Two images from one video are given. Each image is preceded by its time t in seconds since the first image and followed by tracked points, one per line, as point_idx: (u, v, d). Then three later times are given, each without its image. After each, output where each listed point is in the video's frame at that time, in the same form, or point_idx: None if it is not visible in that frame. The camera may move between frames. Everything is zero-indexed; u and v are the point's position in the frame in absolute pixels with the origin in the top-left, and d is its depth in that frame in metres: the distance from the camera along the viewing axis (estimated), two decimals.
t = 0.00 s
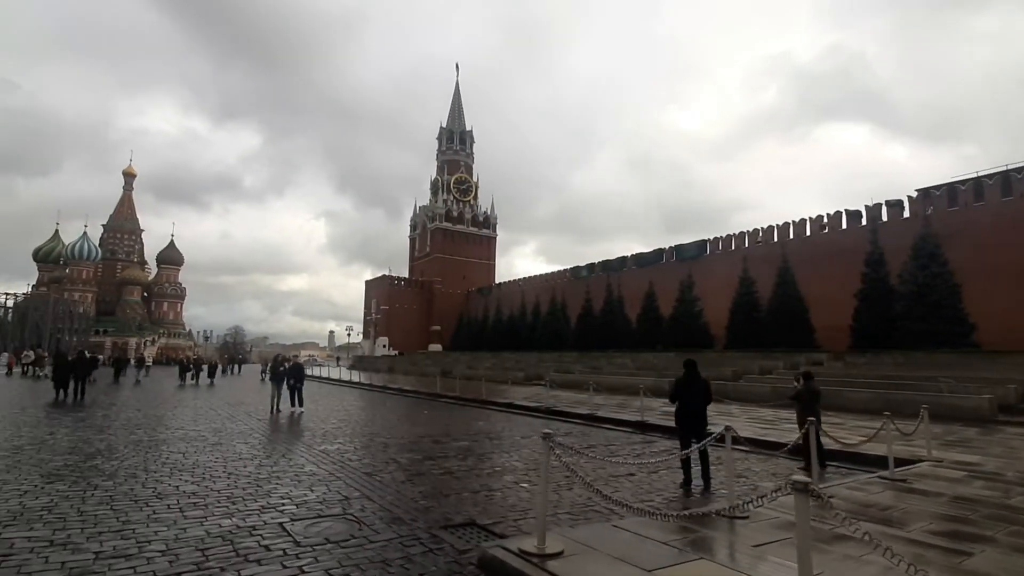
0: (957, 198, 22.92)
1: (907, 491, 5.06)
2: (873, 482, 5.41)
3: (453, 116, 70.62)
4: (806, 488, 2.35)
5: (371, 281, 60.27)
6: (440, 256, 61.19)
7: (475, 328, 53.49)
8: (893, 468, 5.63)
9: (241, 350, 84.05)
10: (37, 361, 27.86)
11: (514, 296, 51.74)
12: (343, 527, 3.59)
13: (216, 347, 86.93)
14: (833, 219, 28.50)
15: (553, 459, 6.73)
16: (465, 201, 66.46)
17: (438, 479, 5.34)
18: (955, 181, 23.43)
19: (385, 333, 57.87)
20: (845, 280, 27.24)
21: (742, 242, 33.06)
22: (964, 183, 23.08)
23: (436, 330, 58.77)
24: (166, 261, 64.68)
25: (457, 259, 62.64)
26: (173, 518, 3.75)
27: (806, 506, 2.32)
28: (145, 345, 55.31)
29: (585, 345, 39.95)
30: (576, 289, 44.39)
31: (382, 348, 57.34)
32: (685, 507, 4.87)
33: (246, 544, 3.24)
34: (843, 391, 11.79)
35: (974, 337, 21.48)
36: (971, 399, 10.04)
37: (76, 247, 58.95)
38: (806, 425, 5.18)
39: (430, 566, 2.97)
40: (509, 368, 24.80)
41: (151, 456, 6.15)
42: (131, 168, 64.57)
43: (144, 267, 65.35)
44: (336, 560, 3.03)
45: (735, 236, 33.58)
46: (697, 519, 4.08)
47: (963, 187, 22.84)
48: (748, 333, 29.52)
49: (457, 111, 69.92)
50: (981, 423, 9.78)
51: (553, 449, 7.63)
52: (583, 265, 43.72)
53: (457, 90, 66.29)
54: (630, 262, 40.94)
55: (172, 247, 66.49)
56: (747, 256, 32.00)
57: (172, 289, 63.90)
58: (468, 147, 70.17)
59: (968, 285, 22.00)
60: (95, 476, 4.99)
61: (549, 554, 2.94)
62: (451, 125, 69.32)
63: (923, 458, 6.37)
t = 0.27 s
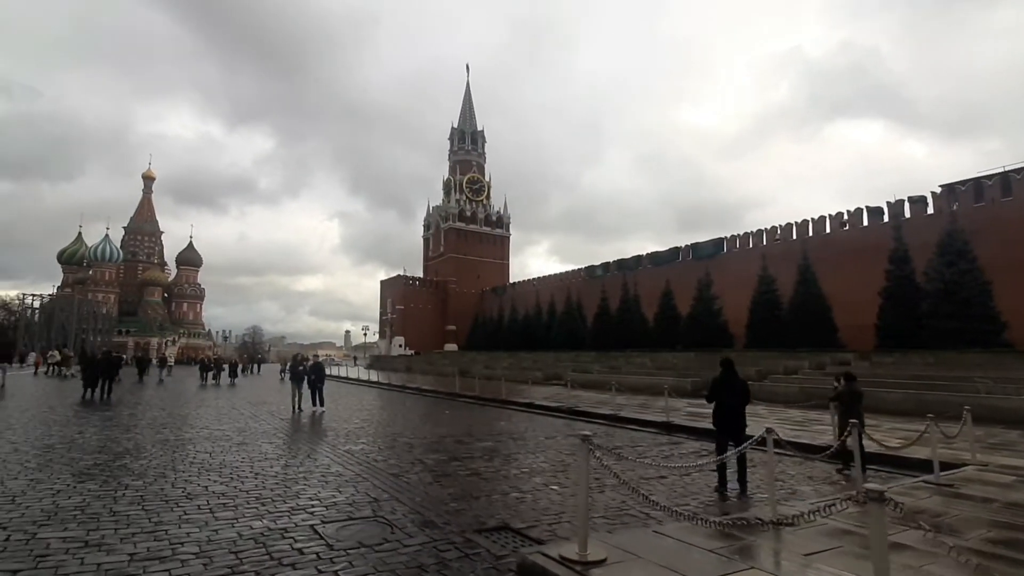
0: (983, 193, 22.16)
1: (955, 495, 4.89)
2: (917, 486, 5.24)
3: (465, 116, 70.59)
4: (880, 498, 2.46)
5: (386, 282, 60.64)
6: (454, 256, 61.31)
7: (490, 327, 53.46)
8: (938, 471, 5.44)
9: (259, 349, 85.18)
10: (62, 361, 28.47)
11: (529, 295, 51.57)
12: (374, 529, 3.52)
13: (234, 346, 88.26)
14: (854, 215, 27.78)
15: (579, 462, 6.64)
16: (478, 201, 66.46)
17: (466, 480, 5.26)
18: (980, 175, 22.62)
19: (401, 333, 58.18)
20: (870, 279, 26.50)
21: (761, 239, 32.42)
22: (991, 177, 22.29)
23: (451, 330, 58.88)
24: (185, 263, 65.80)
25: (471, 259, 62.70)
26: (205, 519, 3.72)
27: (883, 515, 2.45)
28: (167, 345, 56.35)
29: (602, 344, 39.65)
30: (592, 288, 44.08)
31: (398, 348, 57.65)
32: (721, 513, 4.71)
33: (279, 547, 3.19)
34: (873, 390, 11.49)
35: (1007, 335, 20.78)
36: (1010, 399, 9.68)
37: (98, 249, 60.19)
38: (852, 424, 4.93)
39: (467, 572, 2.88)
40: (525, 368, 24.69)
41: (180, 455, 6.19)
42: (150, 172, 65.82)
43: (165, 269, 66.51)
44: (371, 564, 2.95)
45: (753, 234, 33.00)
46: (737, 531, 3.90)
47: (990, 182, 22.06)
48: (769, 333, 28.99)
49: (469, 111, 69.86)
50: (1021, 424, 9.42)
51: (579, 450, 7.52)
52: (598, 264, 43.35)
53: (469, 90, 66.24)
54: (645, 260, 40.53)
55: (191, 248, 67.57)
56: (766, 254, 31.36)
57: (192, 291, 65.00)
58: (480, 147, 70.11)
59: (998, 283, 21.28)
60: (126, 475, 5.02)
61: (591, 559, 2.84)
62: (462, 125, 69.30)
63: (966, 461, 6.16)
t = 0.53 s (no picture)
0: (1014, 188, 21.62)
1: (1002, 500, 4.72)
2: (960, 491, 5.07)
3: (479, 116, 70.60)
4: (966, 513, 2.43)
5: (401, 281, 60.97)
6: (469, 256, 61.39)
7: (505, 327, 53.39)
8: (983, 475, 5.25)
9: (276, 349, 86.23)
10: (87, 361, 29.07)
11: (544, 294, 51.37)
12: (407, 532, 3.45)
13: (252, 346, 89.50)
14: (878, 212, 27.20)
15: (605, 463, 6.53)
16: (492, 201, 66.44)
17: (494, 482, 5.19)
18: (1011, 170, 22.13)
19: (416, 333, 58.43)
20: (896, 276, 25.97)
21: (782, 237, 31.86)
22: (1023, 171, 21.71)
23: (466, 330, 58.94)
24: (204, 264, 66.86)
25: (486, 259, 62.72)
26: (235, 522, 3.70)
27: (969, 531, 2.42)
28: (187, 345, 57.32)
29: (618, 344, 39.33)
30: (608, 287, 43.72)
31: (413, 347, 57.87)
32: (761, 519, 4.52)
33: (312, 550, 3.14)
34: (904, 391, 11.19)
35: None
36: None
37: (121, 251, 61.45)
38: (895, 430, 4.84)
39: None
40: (542, 367, 24.57)
41: (206, 456, 6.21)
42: (171, 175, 67.02)
43: (185, 269, 67.65)
44: (407, 569, 2.87)
45: (772, 232, 32.45)
46: (785, 535, 3.64)
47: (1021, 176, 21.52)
48: (791, 331, 28.39)
49: (483, 111, 69.84)
50: None
51: (603, 451, 7.38)
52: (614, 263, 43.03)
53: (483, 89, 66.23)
54: (661, 259, 40.12)
55: (210, 250, 68.64)
56: (788, 252, 30.83)
57: (211, 291, 66.05)
58: (495, 146, 70.05)
59: None
60: (155, 476, 5.03)
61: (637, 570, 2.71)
62: (477, 124, 69.32)
63: (1010, 465, 5.94)
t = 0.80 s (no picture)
0: None
1: None
2: (1002, 495, 4.90)
3: (495, 115, 70.62)
4: None
5: (417, 281, 61.30)
6: (484, 255, 61.48)
7: (520, 326, 53.33)
8: None
9: (294, 349, 87.25)
10: (115, 360, 29.74)
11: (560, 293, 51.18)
12: (439, 533, 3.39)
13: (271, 345, 90.73)
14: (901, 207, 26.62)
15: (631, 463, 6.45)
16: (508, 200, 66.43)
17: (521, 482, 5.13)
18: None
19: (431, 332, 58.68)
20: (920, 272, 25.27)
21: (803, 233, 31.30)
22: None
23: (480, 329, 58.99)
24: (225, 265, 67.94)
25: (501, 258, 62.73)
26: (266, 523, 3.68)
27: None
28: (207, 345, 58.29)
29: (634, 342, 39.02)
30: (624, 285, 43.39)
31: (428, 347, 58.08)
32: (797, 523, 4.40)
33: (345, 551, 3.10)
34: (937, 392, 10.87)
35: None
36: None
37: (144, 252, 62.73)
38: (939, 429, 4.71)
39: None
40: (561, 366, 24.47)
41: (233, 455, 6.23)
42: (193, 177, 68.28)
43: (205, 270, 68.81)
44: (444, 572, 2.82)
45: (792, 229, 31.90)
46: (826, 540, 3.52)
47: None
48: (812, 329, 27.86)
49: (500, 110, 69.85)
50: None
51: (628, 451, 7.26)
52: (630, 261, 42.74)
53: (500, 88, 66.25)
54: (678, 257, 39.72)
55: (230, 250, 69.72)
56: (809, 249, 30.23)
57: (231, 291, 67.09)
58: (511, 145, 70.01)
59: None
60: (184, 476, 5.05)
61: None
62: (493, 124, 69.37)
63: None
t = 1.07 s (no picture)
0: None
1: None
2: None
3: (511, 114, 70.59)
4: None
5: (432, 280, 61.55)
6: (499, 254, 61.49)
7: (534, 325, 53.19)
8: None
9: (311, 348, 88.18)
10: (139, 359, 30.30)
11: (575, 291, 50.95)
12: (473, 536, 3.33)
13: (288, 344, 91.80)
14: (925, 203, 25.99)
15: (657, 463, 6.34)
16: (523, 199, 66.35)
17: (549, 483, 5.06)
18: None
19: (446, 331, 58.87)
20: (947, 268, 24.50)
21: (823, 230, 30.70)
22: None
23: (495, 328, 59.00)
24: (243, 265, 68.92)
25: (516, 257, 62.70)
26: (297, 525, 3.65)
27: None
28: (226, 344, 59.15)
29: (651, 341, 38.67)
30: (640, 283, 43.03)
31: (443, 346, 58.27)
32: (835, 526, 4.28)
33: (380, 554, 3.06)
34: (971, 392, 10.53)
35: None
36: None
37: (165, 254, 63.90)
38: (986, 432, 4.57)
39: None
40: (579, 365, 24.31)
41: (258, 455, 6.25)
42: (213, 179, 69.40)
43: (225, 271, 69.90)
44: None
45: (811, 225, 31.31)
46: (872, 542, 3.41)
47: None
48: (831, 327, 27.31)
49: (516, 109, 69.80)
50: None
51: (652, 451, 7.15)
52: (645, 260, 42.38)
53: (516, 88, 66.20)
54: (694, 255, 39.30)
55: (248, 251, 70.72)
56: (829, 246, 29.63)
57: (249, 292, 68.01)
58: (527, 144, 69.88)
59: None
60: (211, 476, 5.06)
61: None
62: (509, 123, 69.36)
63: None
